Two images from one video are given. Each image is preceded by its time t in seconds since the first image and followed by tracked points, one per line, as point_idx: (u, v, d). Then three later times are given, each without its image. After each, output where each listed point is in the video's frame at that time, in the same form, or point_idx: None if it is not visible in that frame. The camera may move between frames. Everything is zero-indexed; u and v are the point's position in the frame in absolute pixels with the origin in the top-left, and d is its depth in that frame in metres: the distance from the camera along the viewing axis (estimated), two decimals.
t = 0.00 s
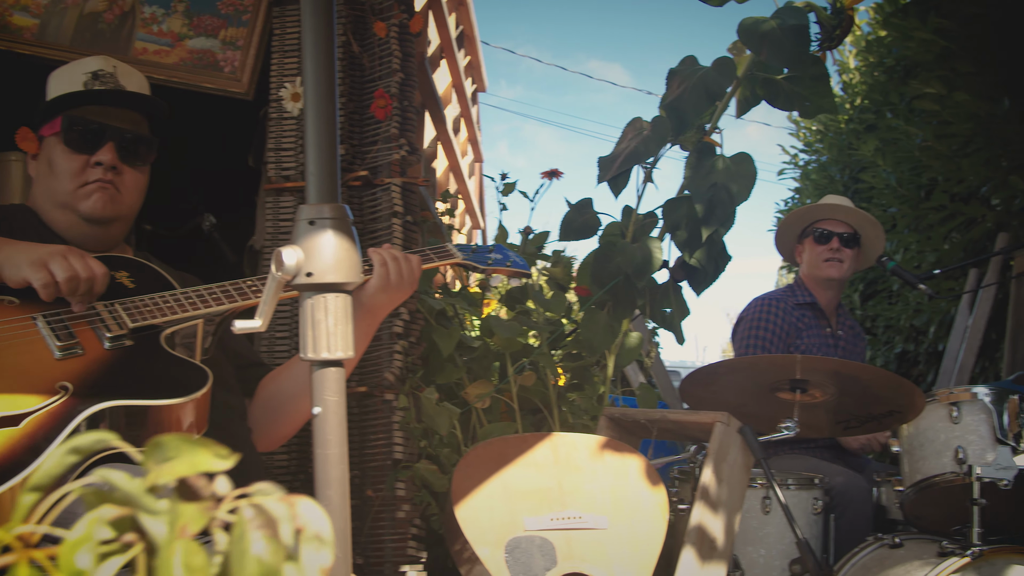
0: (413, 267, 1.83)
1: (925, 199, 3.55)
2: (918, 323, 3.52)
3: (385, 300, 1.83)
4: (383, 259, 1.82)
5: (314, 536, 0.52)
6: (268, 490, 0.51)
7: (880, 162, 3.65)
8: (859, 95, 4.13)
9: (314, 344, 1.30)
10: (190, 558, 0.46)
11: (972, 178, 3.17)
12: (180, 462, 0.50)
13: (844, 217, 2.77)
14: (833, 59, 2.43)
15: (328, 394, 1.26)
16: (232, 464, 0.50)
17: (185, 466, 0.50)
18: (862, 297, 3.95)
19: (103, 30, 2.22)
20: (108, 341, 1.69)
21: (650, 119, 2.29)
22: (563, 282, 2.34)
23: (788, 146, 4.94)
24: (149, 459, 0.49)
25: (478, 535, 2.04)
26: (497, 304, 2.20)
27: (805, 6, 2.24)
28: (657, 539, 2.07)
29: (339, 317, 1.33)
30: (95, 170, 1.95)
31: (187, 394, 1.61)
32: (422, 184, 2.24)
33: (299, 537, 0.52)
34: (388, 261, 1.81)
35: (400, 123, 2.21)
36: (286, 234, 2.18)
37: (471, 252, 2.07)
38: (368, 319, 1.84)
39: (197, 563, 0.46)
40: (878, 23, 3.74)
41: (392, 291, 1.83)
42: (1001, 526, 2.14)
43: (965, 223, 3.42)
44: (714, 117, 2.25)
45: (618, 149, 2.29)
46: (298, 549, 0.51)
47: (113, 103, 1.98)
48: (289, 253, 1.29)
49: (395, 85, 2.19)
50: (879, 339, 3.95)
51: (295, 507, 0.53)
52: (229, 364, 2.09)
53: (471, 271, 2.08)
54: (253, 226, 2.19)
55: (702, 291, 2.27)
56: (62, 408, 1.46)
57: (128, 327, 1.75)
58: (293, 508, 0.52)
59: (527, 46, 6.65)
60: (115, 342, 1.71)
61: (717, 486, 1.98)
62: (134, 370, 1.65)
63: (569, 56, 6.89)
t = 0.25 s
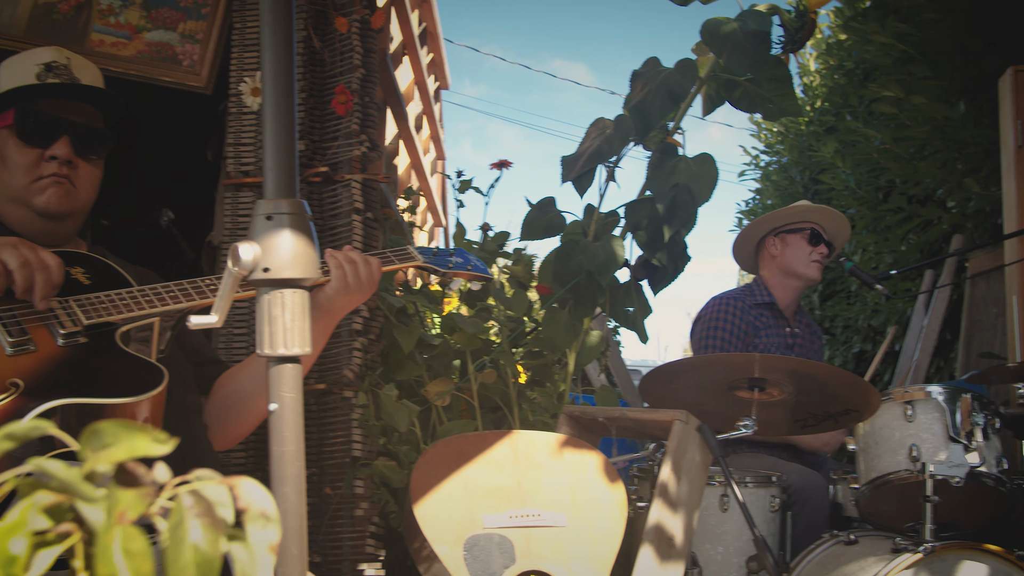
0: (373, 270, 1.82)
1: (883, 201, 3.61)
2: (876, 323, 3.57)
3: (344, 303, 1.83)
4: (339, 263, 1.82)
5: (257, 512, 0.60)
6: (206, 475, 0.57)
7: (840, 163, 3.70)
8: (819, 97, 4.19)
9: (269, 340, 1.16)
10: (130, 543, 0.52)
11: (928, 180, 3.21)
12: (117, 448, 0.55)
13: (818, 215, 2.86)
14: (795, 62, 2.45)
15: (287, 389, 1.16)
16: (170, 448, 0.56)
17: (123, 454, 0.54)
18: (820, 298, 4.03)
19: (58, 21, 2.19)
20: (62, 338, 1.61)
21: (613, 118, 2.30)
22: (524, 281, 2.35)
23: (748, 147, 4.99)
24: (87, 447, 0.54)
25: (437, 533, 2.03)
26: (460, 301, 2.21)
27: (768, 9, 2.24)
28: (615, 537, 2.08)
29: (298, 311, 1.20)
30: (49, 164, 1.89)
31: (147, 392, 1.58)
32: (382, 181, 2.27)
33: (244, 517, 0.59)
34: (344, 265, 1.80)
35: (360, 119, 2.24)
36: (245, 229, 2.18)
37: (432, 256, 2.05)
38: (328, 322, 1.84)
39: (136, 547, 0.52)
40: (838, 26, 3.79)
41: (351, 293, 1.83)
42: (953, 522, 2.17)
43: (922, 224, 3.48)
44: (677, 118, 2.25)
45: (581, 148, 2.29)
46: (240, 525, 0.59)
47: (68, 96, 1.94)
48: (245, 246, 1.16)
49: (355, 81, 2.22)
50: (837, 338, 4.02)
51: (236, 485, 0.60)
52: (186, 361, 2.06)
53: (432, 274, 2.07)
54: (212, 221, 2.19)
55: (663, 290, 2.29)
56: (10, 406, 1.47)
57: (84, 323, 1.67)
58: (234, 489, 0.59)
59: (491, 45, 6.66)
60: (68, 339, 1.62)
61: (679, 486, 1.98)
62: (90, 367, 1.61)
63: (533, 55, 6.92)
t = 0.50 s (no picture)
0: (333, 265, 1.74)
1: (841, 198, 3.67)
2: (834, 319, 3.60)
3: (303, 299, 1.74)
4: (298, 257, 1.72)
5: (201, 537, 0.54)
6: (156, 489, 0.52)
7: (800, 161, 3.74)
8: (780, 95, 4.24)
9: (221, 335, 1.04)
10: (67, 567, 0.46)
11: (887, 179, 3.26)
12: (58, 463, 0.48)
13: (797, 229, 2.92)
14: (756, 58, 2.47)
15: (240, 385, 1.06)
16: (115, 464, 0.50)
17: (68, 467, 0.48)
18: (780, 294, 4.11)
19: (6, 6, 2.13)
20: (10, 332, 1.58)
21: (573, 113, 2.32)
22: (485, 275, 2.34)
23: (711, 143, 5.02)
24: (28, 460, 0.48)
25: (393, 528, 2.00)
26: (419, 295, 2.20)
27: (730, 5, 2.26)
28: (573, 533, 2.07)
29: (250, 304, 1.07)
30: None
31: (97, 386, 1.49)
32: (341, 174, 2.27)
33: (187, 538, 0.53)
34: (302, 260, 1.71)
35: (320, 111, 2.24)
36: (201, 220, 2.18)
37: (393, 249, 2.03)
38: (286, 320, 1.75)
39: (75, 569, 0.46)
40: (799, 25, 3.84)
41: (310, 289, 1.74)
42: (904, 515, 2.20)
43: (880, 222, 3.54)
44: (636, 115, 2.26)
45: (541, 142, 2.32)
46: (184, 549, 0.53)
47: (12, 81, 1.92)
48: (196, 238, 1.04)
49: (314, 73, 2.22)
50: (796, 334, 4.09)
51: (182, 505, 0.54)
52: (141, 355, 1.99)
53: (392, 267, 2.05)
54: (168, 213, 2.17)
55: (623, 284, 2.31)
56: None
57: (33, 317, 1.62)
58: (179, 508, 0.54)
59: (457, 39, 6.62)
60: (17, 333, 1.60)
61: (635, 486, 1.96)
62: (37, 363, 1.56)
63: (496, 50, 6.93)
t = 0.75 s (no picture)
0: (290, 250, 1.55)
1: (803, 193, 3.71)
2: (795, 313, 3.66)
3: (262, 287, 1.57)
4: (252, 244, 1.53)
5: (134, 544, 0.56)
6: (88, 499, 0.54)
7: (763, 156, 3.76)
8: (744, 91, 4.27)
9: (173, 330, 0.95)
10: None
11: (847, 175, 3.29)
12: None
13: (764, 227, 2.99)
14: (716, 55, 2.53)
15: (193, 382, 1.00)
16: (44, 471, 0.48)
17: None
18: (742, 289, 4.19)
19: None
20: None
21: (535, 107, 2.35)
22: (446, 268, 2.34)
23: (675, 138, 5.05)
24: None
25: (352, 523, 1.98)
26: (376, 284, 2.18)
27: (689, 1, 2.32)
28: (533, 527, 2.06)
29: (204, 297, 0.99)
30: None
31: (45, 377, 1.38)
32: (301, 166, 2.25)
33: (120, 545, 0.55)
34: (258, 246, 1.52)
35: (279, 103, 2.22)
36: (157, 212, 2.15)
37: (351, 235, 1.99)
38: (248, 312, 1.56)
39: None
40: (763, 21, 3.87)
41: (270, 276, 1.56)
42: (861, 510, 2.21)
43: (840, 218, 3.58)
44: (598, 107, 2.29)
45: (502, 136, 2.34)
46: (116, 556, 0.55)
47: None
48: (148, 232, 0.97)
49: (274, 63, 2.20)
50: (757, 328, 4.16)
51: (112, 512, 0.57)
52: (95, 349, 1.87)
53: (351, 254, 2.01)
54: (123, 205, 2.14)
55: (585, 278, 2.31)
56: None
57: None
58: (113, 515, 0.56)
59: (422, 31, 6.55)
60: None
61: (587, 480, 1.94)
62: None
63: (462, 43, 6.90)
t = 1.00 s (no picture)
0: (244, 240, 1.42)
1: (767, 185, 3.73)
2: (758, 304, 3.71)
3: (213, 279, 1.44)
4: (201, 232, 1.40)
5: (73, 540, 0.98)
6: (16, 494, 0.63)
7: (727, 148, 3.77)
8: (710, 82, 4.28)
9: (128, 321, 0.97)
10: None
11: (810, 167, 3.31)
12: None
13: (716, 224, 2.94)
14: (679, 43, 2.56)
15: (146, 371, 0.98)
16: None
17: None
18: (705, 279, 4.26)
19: None
20: None
21: (498, 96, 2.35)
22: (408, 259, 2.37)
23: (640, 129, 5.06)
24: None
25: (311, 515, 1.97)
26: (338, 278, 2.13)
27: None
28: (494, 517, 2.04)
29: (158, 286, 1.00)
30: None
31: None
32: (261, 154, 2.22)
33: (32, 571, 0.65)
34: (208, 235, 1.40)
35: (239, 90, 2.19)
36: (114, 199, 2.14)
37: (310, 227, 1.97)
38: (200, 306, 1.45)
39: None
40: (728, 13, 3.87)
41: (223, 267, 1.44)
42: (820, 499, 2.22)
43: (803, 210, 3.61)
44: (561, 97, 2.32)
45: (465, 125, 2.34)
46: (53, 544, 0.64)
47: None
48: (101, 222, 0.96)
49: (234, 50, 2.17)
50: (720, 319, 4.24)
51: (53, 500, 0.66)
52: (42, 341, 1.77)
53: (308, 244, 2.02)
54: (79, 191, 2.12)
55: (547, 268, 2.32)
56: None
57: None
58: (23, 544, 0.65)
59: (386, 19, 6.48)
60: None
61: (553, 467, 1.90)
62: None
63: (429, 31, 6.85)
